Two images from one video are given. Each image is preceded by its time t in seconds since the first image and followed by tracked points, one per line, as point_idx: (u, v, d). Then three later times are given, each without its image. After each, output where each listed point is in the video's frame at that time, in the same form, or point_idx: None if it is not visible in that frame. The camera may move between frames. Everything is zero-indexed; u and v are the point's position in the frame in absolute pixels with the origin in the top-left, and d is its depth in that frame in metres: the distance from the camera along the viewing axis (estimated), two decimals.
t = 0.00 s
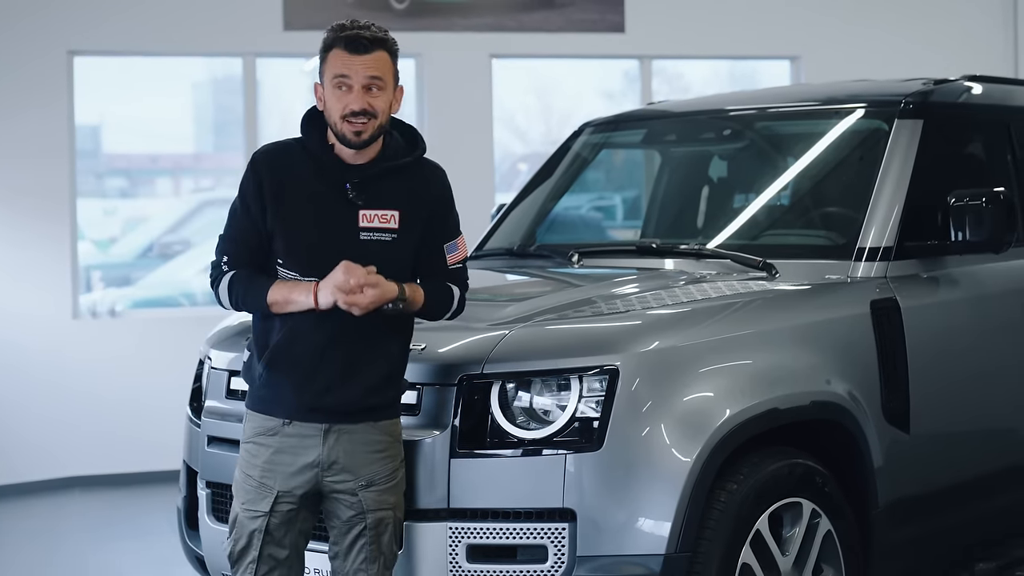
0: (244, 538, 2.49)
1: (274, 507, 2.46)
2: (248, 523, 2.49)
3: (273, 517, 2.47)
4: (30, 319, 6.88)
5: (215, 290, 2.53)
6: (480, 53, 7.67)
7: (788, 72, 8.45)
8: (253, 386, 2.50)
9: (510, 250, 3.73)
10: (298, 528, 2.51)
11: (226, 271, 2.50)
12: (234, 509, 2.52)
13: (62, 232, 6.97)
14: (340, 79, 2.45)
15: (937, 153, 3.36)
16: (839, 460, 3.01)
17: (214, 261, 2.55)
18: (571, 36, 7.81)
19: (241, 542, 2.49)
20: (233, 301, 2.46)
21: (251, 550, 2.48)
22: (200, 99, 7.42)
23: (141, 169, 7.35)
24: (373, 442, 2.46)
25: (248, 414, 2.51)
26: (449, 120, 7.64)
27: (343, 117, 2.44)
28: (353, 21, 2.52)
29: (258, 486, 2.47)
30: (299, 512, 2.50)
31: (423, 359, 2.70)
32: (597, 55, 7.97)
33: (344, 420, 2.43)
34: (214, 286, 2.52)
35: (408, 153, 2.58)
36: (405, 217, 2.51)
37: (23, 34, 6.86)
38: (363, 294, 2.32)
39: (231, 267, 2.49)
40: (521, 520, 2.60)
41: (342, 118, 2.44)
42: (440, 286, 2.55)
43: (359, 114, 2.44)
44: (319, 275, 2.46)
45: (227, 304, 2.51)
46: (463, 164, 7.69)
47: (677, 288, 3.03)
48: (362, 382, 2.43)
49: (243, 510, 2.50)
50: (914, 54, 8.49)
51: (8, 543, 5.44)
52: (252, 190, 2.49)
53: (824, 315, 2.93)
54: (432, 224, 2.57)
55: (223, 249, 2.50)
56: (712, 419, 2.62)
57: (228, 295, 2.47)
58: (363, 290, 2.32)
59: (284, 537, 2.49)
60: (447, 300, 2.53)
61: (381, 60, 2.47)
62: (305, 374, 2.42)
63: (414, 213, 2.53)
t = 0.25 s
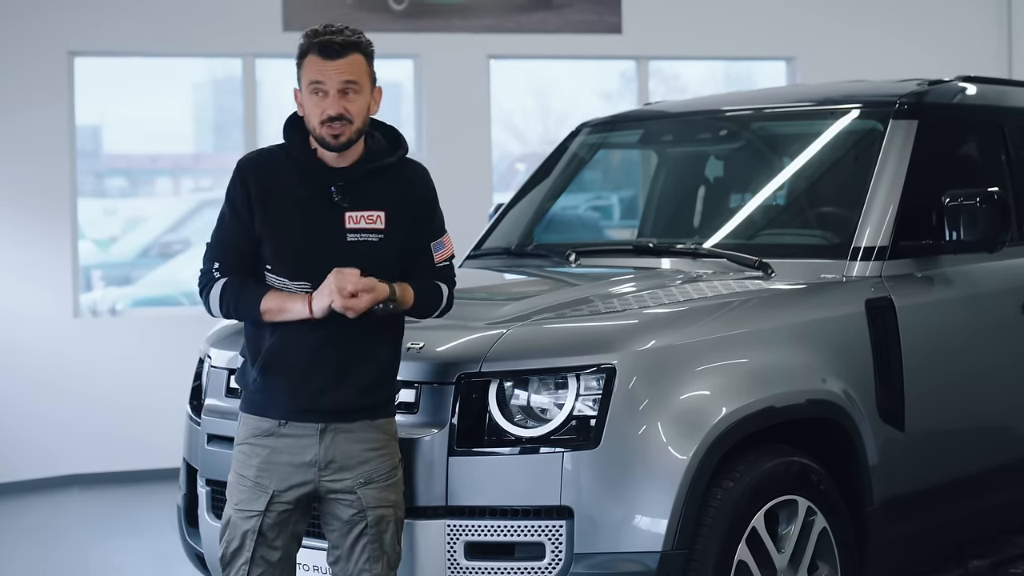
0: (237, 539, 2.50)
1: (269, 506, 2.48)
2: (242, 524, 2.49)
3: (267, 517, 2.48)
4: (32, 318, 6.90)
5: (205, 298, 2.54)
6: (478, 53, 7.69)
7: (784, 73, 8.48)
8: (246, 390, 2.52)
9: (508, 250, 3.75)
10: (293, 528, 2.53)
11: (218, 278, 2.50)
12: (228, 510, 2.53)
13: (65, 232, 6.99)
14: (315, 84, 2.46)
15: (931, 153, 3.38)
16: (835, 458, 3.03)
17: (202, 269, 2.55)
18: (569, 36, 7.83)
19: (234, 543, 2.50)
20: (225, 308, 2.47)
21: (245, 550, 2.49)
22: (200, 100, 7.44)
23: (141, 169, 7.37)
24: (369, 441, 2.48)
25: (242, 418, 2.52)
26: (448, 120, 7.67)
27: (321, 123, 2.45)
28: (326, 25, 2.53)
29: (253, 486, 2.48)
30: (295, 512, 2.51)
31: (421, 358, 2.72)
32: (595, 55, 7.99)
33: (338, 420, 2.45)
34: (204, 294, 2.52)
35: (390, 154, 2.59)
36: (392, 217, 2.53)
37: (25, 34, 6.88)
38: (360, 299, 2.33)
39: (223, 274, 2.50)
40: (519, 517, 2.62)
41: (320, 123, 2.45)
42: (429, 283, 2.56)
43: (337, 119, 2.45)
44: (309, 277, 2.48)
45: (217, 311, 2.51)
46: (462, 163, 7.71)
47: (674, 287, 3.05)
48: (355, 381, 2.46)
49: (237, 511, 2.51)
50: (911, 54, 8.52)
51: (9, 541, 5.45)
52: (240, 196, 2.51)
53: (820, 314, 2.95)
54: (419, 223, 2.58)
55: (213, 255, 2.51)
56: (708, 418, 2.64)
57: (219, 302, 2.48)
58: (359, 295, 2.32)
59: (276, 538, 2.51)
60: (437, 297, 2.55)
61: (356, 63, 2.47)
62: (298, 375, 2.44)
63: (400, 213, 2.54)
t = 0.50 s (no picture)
0: (236, 536, 2.50)
1: (265, 503, 2.48)
2: (241, 521, 2.50)
3: (265, 513, 2.49)
4: (33, 316, 6.92)
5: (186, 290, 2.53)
6: (476, 52, 7.70)
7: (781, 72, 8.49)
8: (239, 384, 2.52)
9: (506, 247, 3.77)
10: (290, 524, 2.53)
11: (199, 269, 2.50)
12: (225, 507, 2.54)
13: (65, 229, 7.01)
14: (290, 68, 2.47)
15: (928, 151, 3.40)
16: (831, 455, 3.05)
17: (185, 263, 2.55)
18: (567, 35, 7.85)
19: (233, 540, 2.50)
20: (206, 300, 2.48)
21: (244, 548, 2.49)
22: (199, 99, 7.45)
23: (141, 167, 7.38)
24: (359, 437, 2.47)
25: (235, 415, 2.51)
26: (446, 119, 7.68)
27: (298, 105, 2.46)
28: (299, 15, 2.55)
29: (248, 483, 2.48)
30: (290, 508, 2.51)
31: (420, 355, 2.74)
32: (592, 54, 8.00)
33: (330, 412, 2.44)
34: (185, 286, 2.52)
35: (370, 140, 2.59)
36: (375, 200, 2.52)
37: (25, 32, 6.89)
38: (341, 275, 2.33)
39: (203, 264, 2.50)
40: (517, 514, 2.63)
41: (297, 106, 2.46)
42: (417, 267, 2.56)
43: (313, 99, 2.46)
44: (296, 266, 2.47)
45: (199, 304, 2.52)
46: (461, 162, 7.73)
47: (671, 284, 3.07)
48: (346, 369, 2.45)
49: (235, 508, 2.51)
50: (907, 53, 8.54)
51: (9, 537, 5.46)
52: (223, 189, 2.51)
53: (815, 311, 2.97)
54: (403, 207, 2.58)
55: (195, 247, 2.51)
56: (705, 415, 2.65)
57: (201, 293, 2.48)
58: (338, 272, 2.33)
59: (274, 535, 2.51)
60: (427, 283, 2.56)
61: (329, 46, 2.49)
62: (289, 367, 2.44)
63: (384, 197, 2.54)
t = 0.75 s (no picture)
0: (244, 536, 2.48)
1: (272, 503, 2.46)
2: (247, 522, 2.48)
3: (272, 514, 2.47)
4: (33, 313, 6.93)
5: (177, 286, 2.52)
6: (474, 51, 7.71)
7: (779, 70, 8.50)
8: (236, 384, 2.49)
9: (504, 245, 3.78)
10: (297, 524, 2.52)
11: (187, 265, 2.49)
12: (227, 509, 2.51)
13: (65, 227, 7.01)
14: (274, 63, 2.47)
15: (925, 149, 3.42)
16: (828, 453, 3.06)
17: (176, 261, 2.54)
18: (565, 34, 7.86)
19: (241, 541, 2.48)
20: (196, 291, 2.45)
21: (252, 549, 2.48)
22: (198, 97, 7.46)
23: (140, 165, 7.39)
24: (357, 435, 2.47)
25: (231, 415, 2.49)
26: (445, 117, 7.69)
27: (283, 97, 2.45)
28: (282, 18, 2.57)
29: (253, 485, 2.46)
30: (294, 508, 2.50)
31: (418, 352, 2.74)
32: (590, 53, 8.01)
33: (328, 410, 2.43)
34: (176, 282, 2.51)
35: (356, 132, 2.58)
36: (364, 190, 2.52)
37: (24, 30, 6.90)
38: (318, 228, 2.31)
39: (192, 258, 2.49)
40: (516, 511, 2.64)
41: (282, 98, 2.45)
42: (406, 249, 2.50)
43: (298, 90, 2.45)
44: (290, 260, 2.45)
45: (190, 299, 2.50)
46: (459, 160, 7.74)
47: (669, 282, 3.08)
48: (343, 363, 2.44)
49: (239, 509, 2.49)
50: (904, 52, 8.55)
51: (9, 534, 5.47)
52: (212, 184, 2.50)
53: (813, 309, 2.98)
54: (391, 196, 2.56)
55: (185, 247, 2.50)
56: (704, 412, 2.67)
57: (190, 288, 2.47)
58: (314, 227, 2.31)
59: (281, 535, 2.49)
60: (414, 263, 2.50)
61: (312, 41, 2.50)
62: (287, 364, 2.42)
63: (372, 187, 2.53)
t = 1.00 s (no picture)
0: (238, 537, 2.48)
1: (265, 504, 2.46)
2: (241, 523, 2.48)
3: (266, 514, 2.47)
4: (32, 313, 6.93)
5: (179, 286, 2.51)
6: (473, 51, 7.71)
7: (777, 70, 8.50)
8: (230, 383, 2.49)
9: (503, 246, 3.78)
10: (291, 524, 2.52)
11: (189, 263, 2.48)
12: (221, 509, 2.51)
13: (64, 227, 7.01)
14: (272, 64, 2.47)
15: (922, 149, 3.42)
16: (826, 452, 3.06)
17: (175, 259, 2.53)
18: (564, 34, 7.86)
19: (235, 541, 2.48)
20: (201, 289, 2.44)
21: (247, 549, 2.48)
22: (197, 97, 7.46)
23: (139, 165, 7.39)
24: (352, 434, 2.47)
25: (225, 414, 2.49)
26: (444, 117, 7.70)
27: (282, 99, 2.45)
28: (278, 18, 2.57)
29: (246, 485, 2.46)
30: (288, 508, 2.49)
31: (417, 352, 2.75)
32: (589, 53, 8.01)
33: (323, 409, 2.43)
34: (178, 282, 2.50)
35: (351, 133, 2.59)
36: (360, 189, 2.52)
37: (23, 30, 6.90)
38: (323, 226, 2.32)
39: (193, 257, 2.48)
40: (514, 510, 2.65)
41: (282, 99, 2.45)
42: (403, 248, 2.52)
43: (296, 92, 2.45)
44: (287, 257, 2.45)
45: (196, 300, 2.49)
46: (458, 159, 7.74)
47: (668, 282, 3.08)
48: (340, 361, 2.44)
49: (233, 510, 2.49)
50: (902, 52, 8.56)
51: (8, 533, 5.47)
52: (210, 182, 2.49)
53: (811, 309, 2.98)
54: (386, 196, 2.57)
55: (183, 245, 2.49)
56: (702, 412, 2.67)
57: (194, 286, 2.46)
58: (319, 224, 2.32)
59: (274, 535, 2.49)
60: (411, 261, 2.52)
61: (310, 42, 2.50)
62: (282, 362, 2.42)
63: (368, 186, 2.53)
